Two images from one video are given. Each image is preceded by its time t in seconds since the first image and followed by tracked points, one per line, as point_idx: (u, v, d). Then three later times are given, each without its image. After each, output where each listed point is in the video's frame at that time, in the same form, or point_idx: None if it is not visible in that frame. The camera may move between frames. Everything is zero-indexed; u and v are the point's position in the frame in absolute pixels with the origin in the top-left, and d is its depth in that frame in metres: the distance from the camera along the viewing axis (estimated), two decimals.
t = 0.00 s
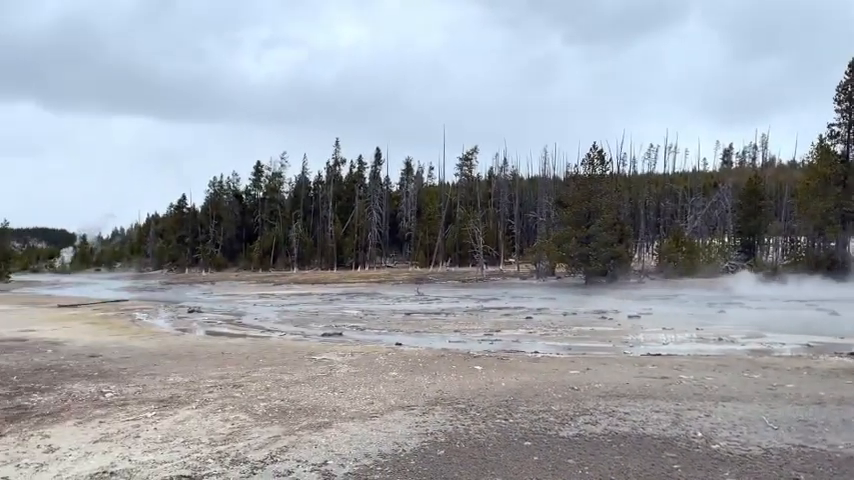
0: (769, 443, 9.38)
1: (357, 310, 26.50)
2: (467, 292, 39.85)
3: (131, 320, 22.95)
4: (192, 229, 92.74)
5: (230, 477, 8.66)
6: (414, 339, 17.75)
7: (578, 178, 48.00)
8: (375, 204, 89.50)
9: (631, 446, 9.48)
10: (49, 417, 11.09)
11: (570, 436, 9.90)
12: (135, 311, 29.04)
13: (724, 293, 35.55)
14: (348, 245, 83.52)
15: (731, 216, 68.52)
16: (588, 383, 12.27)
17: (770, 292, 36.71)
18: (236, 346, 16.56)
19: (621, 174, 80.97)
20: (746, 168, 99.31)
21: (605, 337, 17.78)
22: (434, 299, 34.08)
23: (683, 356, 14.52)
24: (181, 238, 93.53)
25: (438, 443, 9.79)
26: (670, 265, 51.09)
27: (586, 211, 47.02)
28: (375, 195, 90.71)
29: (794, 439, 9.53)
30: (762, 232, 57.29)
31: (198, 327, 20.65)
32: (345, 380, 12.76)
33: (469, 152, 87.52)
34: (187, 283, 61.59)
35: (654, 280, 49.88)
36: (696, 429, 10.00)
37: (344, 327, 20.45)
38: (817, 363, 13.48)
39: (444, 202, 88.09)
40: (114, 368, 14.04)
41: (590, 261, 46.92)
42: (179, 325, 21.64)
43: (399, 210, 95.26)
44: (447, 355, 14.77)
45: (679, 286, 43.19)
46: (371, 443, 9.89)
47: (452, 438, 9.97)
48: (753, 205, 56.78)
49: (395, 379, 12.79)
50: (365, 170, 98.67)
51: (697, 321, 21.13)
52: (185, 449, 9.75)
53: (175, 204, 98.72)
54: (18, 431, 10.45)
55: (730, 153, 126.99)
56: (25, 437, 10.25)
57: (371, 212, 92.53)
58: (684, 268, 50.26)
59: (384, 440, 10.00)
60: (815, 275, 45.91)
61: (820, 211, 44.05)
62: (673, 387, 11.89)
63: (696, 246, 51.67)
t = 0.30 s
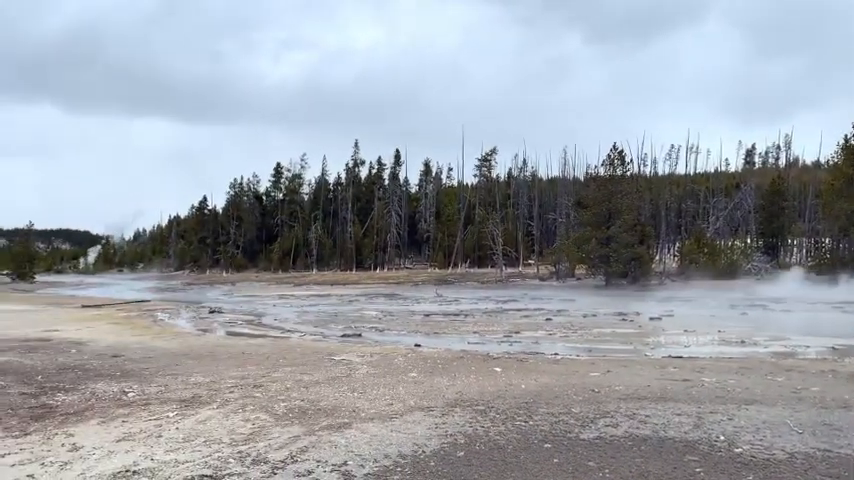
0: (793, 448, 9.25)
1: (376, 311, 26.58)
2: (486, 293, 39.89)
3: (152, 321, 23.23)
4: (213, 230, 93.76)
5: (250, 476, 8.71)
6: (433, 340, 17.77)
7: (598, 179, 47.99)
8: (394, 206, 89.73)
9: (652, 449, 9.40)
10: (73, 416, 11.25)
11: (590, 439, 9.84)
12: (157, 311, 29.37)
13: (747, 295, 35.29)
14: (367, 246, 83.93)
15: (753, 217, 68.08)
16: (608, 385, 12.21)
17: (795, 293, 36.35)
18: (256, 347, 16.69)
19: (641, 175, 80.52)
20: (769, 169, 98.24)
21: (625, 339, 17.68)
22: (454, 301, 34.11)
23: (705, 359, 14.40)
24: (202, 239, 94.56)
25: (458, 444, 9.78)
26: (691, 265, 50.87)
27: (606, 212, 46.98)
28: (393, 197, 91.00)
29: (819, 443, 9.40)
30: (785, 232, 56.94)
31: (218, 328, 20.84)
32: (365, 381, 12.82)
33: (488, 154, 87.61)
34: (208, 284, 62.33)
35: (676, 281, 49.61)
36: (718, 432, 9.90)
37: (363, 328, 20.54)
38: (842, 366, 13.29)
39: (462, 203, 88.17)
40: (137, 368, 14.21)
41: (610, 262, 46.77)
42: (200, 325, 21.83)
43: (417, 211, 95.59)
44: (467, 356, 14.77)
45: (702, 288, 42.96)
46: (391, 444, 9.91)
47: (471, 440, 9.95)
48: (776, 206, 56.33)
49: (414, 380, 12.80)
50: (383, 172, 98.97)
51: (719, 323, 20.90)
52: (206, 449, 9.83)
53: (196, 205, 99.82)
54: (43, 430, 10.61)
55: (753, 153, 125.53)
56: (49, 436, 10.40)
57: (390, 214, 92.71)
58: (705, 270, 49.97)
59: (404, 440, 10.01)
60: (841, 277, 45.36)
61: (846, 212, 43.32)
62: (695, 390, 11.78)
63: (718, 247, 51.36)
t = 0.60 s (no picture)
0: (815, 453, 9.13)
1: (392, 313, 26.65)
2: (503, 295, 39.84)
3: (170, 322, 23.44)
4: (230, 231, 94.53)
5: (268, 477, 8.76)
6: (450, 343, 17.78)
7: (616, 180, 47.94)
8: (410, 208, 89.84)
9: (671, 453, 9.33)
10: (93, 415, 11.37)
11: (608, 442, 9.79)
12: (175, 313, 29.63)
13: (769, 298, 35.04)
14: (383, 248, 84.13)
15: (772, 219, 67.52)
16: (626, 389, 12.14)
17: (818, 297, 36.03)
18: (274, 348, 16.80)
19: (659, 177, 79.98)
20: (790, 171, 97.31)
21: (642, 342, 17.57)
22: (470, 303, 34.12)
23: (725, 362, 14.27)
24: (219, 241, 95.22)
25: (474, 447, 9.77)
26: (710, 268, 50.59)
27: (624, 214, 46.84)
28: (409, 199, 91.19)
29: (841, 448, 9.26)
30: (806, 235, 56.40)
31: (235, 329, 20.99)
32: (382, 383, 12.85)
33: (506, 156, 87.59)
34: (226, 285, 62.88)
35: (695, 284, 49.22)
36: (738, 437, 9.81)
37: (380, 330, 20.59)
38: None
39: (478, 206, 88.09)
40: (155, 369, 14.35)
41: (628, 265, 46.53)
42: (218, 326, 21.99)
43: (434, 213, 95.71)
44: (483, 359, 14.75)
45: (722, 291, 42.60)
46: (408, 446, 9.92)
47: (488, 443, 9.93)
48: (797, 208, 55.87)
49: (430, 383, 12.82)
50: (400, 174, 99.19)
51: (738, 327, 20.68)
52: (224, 450, 9.89)
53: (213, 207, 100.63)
54: (64, 430, 10.73)
55: (772, 154, 124.27)
56: (71, 435, 10.53)
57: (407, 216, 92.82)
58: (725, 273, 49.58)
59: (420, 443, 10.02)
60: None
61: None
62: (714, 394, 11.68)
63: (737, 250, 50.99)
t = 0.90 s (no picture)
0: (836, 458, 9.01)
1: (408, 315, 26.66)
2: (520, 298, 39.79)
3: (188, 323, 23.65)
4: (247, 234, 95.21)
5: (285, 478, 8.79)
6: (466, 345, 17.77)
7: (633, 182, 47.89)
8: (426, 210, 89.92)
9: (689, 457, 9.25)
10: (113, 416, 11.51)
11: (625, 446, 9.73)
12: (193, 314, 29.87)
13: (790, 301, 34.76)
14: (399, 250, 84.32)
15: (792, 221, 66.89)
16: (644, 392, 12.06)
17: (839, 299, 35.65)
18: (290, 350, 16.87)
19: (676, 178, 79.44)
20: (810, 172, 96.21)
21: (660, 345, 17.45)
22: (486, 305, 34.08)
23: (744, 366, 14.14)
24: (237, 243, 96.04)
25: (490, 450, 9.75)
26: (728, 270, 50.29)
27: (641, 216, 46.75)
28: (425, 201, 91.29)
29: None
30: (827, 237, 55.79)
31: (251, 331, 21.14)
32: (398, 385, 12.87)
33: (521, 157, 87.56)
34: (243, 288, 63.31)
35: (714, 286, 48.77)
36: (757, 441, 9.72)
37: (395, 332, 20.63)
38: None
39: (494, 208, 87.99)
40: (173, 370, 14.48)
41: (645, 268, 46.31)
42: (235, 328, 22.16)
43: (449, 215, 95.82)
44: (499, 361, 14.73)
45: (741, 294, 42.18)
46: (424, 448, 9.92)
47: (504, 445, 9.91)
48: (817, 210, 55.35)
49: (446, 385, 12.81)
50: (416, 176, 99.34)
51: (757, 330, 20.46)
52: (242, 450, 9.96)
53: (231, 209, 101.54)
54: (84, 430, 10.86)
55: (792, 156, 122.92)
56: (90, 436, 10.64)
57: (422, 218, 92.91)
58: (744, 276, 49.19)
59: (436, 445, 10.01)
60: None
61: None
62: (733, 398, 11.58)
63: (756, 252, 50.55)
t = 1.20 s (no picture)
0: None
1: (425, 316, 26.72)
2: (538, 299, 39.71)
3: (208, 323, 23.90)
4: (266, 235, 96.01)
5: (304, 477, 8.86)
6: (483, 346, 17.77)
7: (652, 183, 47.86)
8: (443, 211, 89.97)
9: (708, 459, 9.18)
10: (134, 415, 11.65)
11: (644, 447, 9.67)
12: (213, 315, 30.14)
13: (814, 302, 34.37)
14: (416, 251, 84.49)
15: (814, 222, 66.15)
16: (663, 393, 11.99)
17: None
18: (309, 350, 16.96)
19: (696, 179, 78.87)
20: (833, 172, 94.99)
21: (679, 347, 17.33)
22: (504, 306, 34.08)
23: (764, 368, 14.01)
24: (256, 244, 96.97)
25: (508, 450, 9.74)
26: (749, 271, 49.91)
27: (661, 217, 46.65)
28: (442, 202, 91.33)
29: None
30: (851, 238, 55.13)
31: (271, 331, 21.29)
32: (417, 385, 12.92)
33: (538, 158, 87.47)
34: (262, 288, 63.82)
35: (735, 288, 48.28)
36: (778, 443, 9.62)
37: (413, 332, 20.68)
38: None
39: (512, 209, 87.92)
40: (193, 369, 14.63)
41: (664, 268, 46.04)
42: (254, 328, 22.33)
43: (467, 216, 95.85)
44: (517, 362, 14.72)
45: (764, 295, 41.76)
46: (442, 448, 9.95)
47: (522, 447, 9.89)
48: (840, 210, 54.74)
49: (464, 385, 12.84)
50: (433, 177, 99.50)
51: (778, 331, 20.22)
52: (261, 450, 10.03)
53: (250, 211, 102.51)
54: (106, 428, 11.00)
55: (814, 155, 121.40)
56: (112, 434, 10.78)
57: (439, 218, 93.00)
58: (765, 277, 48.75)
59: (454, 445, 10.02)
60: None
61: None
62: (754, 400, 11.47)
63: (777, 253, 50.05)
